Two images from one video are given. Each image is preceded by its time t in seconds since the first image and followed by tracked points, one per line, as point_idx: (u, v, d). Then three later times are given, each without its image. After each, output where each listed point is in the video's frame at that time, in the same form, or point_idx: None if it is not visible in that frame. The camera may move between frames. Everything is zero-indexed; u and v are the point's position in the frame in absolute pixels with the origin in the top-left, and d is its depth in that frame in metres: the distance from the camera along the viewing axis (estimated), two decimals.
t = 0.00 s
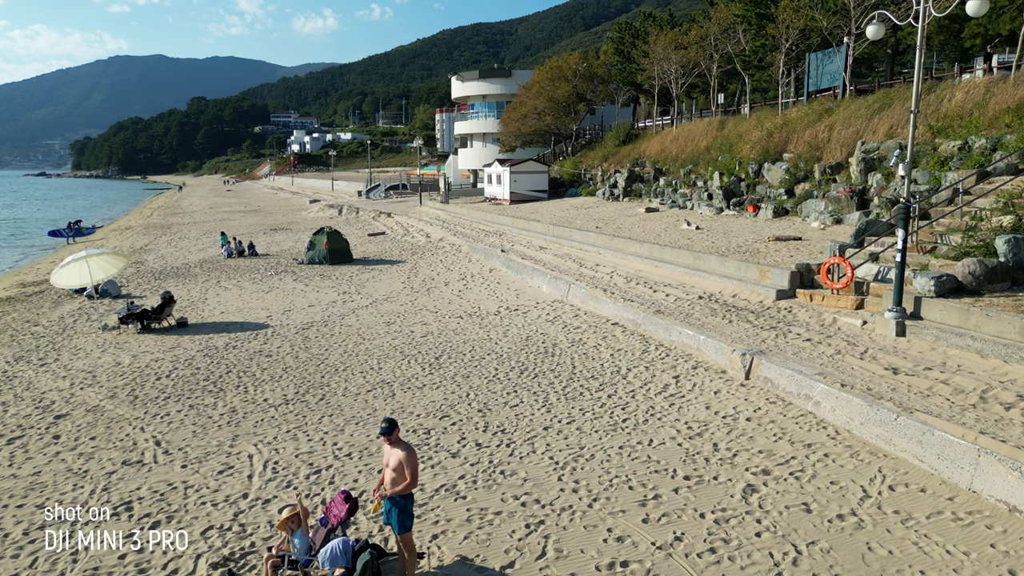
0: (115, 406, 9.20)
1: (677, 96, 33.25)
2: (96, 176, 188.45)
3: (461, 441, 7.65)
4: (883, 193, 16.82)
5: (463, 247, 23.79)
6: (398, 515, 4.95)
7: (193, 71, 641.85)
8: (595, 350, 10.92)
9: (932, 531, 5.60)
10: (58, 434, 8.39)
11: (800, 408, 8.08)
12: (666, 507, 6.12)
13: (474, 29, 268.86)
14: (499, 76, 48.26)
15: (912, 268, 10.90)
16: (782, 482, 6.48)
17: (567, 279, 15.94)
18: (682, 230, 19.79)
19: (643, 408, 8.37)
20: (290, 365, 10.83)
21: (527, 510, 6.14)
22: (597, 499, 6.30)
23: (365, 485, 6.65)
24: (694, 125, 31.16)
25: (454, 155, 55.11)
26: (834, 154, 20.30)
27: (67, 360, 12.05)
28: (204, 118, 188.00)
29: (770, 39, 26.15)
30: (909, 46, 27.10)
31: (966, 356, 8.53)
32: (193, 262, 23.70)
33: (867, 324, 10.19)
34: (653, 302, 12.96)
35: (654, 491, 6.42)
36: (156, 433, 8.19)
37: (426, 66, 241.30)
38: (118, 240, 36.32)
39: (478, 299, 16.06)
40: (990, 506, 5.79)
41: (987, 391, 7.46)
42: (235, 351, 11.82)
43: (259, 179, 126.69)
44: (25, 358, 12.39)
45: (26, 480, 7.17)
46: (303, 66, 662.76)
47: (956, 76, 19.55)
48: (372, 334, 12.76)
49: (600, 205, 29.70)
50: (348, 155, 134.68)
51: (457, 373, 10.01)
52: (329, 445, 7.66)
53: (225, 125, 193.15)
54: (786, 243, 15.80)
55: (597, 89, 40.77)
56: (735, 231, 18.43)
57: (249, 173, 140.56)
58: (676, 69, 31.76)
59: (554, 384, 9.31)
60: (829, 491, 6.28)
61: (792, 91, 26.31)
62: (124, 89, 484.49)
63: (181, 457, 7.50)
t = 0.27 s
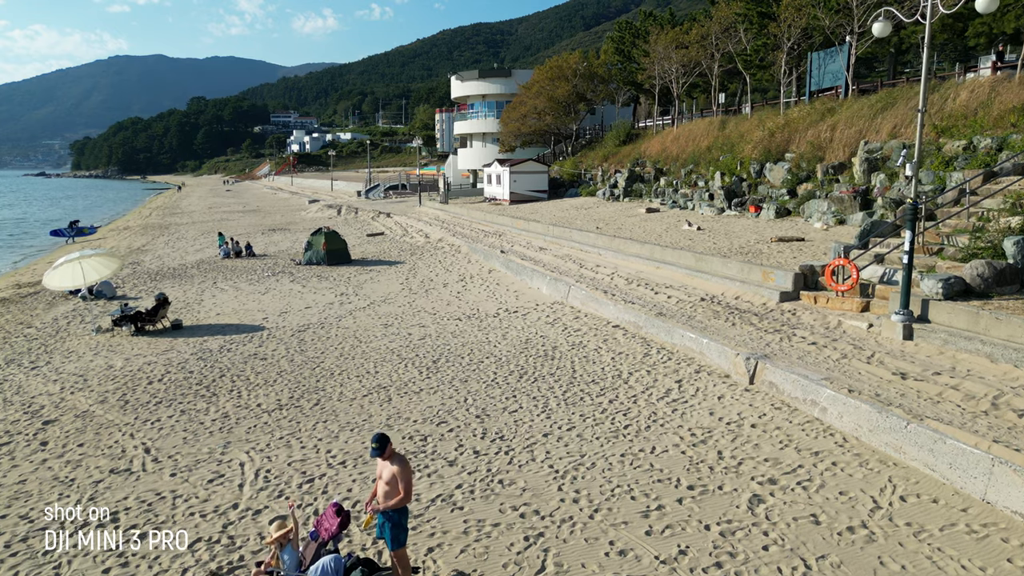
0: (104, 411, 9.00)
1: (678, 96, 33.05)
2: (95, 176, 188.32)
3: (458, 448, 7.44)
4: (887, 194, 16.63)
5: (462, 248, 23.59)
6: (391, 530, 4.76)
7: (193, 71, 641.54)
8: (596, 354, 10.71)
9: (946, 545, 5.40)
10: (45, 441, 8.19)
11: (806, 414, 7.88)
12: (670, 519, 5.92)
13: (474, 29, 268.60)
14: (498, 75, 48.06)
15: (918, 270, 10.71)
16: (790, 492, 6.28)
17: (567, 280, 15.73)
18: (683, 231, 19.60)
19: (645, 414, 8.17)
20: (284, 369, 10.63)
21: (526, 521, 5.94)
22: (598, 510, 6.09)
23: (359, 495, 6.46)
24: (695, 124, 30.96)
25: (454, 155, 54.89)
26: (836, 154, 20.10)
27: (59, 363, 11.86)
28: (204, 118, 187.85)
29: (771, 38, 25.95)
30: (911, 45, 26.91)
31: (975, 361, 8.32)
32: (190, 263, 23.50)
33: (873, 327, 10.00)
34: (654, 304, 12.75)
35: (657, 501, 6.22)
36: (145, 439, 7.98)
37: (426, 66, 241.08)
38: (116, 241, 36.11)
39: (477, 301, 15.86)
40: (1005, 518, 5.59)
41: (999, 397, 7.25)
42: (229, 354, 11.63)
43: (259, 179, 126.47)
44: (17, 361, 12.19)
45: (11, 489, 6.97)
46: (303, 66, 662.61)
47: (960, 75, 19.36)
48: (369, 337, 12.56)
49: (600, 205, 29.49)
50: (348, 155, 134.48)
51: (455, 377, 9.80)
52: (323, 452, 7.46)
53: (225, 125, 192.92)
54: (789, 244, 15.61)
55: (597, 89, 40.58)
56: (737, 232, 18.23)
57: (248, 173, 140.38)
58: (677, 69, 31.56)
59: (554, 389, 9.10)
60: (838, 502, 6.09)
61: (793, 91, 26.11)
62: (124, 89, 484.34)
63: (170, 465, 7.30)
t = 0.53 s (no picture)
0: (88, 421, 8.66)
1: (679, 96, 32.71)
2: (94, 176, 187.99)
3: (455, 462, 7.10)
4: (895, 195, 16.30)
5: (461, 249, 23.25)
6: (380, 559, 4.44)
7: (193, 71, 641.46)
8: (598, 360, 10.37)
9: (974, 571, 5.06)
10: (24, 453, 7.85)
11: (819, 426, 7.54)
12: (679, 541, 5.58)
13: (474, 29, 268.34)
14: (498, 75, 47.72)
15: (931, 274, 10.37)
16: (805, 512, 5.94)
17: (568, 283, 15.39)
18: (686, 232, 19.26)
19: (650, 426, 7.83)
20: (276, 376, 10.28)
21: (526, 544, 5.61)
22: (602, 531, 5.76)
23: (349, 514, 6.12)
24: (697, 124, 30.61)
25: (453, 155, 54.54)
26: (842, 154, 19.76)
27: (45, 369, 11.52)
28: (203, 118, 187.55)
29: (774, 37, 25.62)
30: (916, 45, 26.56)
31: (994, 370, 7.98)
32: (185, 265, 23.17)
33: (884, 333, 9.66)
34: (657, 308, 12.41)
35: (664, 522, 5.88)
36: (128, 452, 7.65)
37: (426, 66, 240.79)
38: (112, 241, 35.76)
39: (476, 304, 15.52)
40: None
41: (1022, 409, 6.91)
42: (220, 360, 11.29)
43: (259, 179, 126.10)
44: (2, 367, 11.86)
45: None
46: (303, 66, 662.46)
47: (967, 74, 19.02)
48: (365, 342, 12.23)
49: (601, 206, 29.14)
50: (348, 155, 134.15)
51: (453, 386, 9.45)
52: (313, 467, 7.12)
53: (224, 125, 192.59)
54: (795, 247, 15.27)
55: (598, 88, 40.26)
56: (741, 233, 17.90)
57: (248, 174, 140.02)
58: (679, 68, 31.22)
59: (555, 399, 8.76)
60: (856, 523, 5.75)
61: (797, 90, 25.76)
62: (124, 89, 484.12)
63: (153, 480, 6.96)
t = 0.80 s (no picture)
0: (63, 436, 8.20)
1: (682, 95, 32.27)
2: (94, 176, 187.54)
3: (450, 484, 6.64)
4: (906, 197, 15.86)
5: (460, 251, 22.78)
6: None
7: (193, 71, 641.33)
8: (602, 370, 9.91)
9: None
10: None
11: (839, 444, 7.07)
12: None
13: (474, 29, 267.89)
14: (498, 75, 47.28)
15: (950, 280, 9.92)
16: (829, 542, 5.48)
17: (570, 287, 14.93)
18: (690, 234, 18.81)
19: (658, 443, 7.36)
20: (264, 386, 9.81)
21: None
22: (609, 564, 5.30)
23: (334, 543, 5.66)
24: (700, 124, 30.16)
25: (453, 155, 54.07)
26: (849, 154, 19.31)
27: (25, 378, 11.05)
28: (202, 118, 187.10)
29: (779, 34, 25.16)
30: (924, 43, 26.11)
31: None
32: (179, 267, 22.71)
33: (903, 342, 9.20)
34: (663, 314, 11.95)
35: (677, 553, 5.41)
36: (103, 472, 7.19)
37: (426, 67, 240.35)
38: (107, 243, 35.26)
39: (474, 309, 15.07)
40: None
41: None
42: (207, 368, 10.84)
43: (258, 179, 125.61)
44: None
45: None
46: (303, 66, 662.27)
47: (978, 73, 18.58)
48: (359, 349, 11.77)
49: (602, 207, 28.70)
50: (348, 155, 133.68)
51: (449, 397, 8.99)
52: (298, 488, 6.65)
53: (224, 125, 192.13)
54: (804, 249, 14.80)
55: (599, 88, 39.85)
56: (747, 236, 17.44)
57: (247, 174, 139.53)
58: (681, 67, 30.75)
59: (557, 412, 8.30)
60: (886, 555, 5.29)
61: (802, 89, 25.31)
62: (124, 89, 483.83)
63: (126, 504, 6.51)
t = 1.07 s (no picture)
0: (29, 457, 7.62)
1: (685, 94, 31.69)
2: (92, 176, 186.93)
3: (444, 514, 6.07)
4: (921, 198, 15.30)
5: (459, 253, 22.20)
6: None
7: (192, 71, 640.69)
8: (607, 383, 9.33)
9: None
10: None
11: (868, 469, 6.49)
12: None
13: (474, 29, 267.26)
14: (498, 74, 46.72)
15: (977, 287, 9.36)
16: None
17: (572, 292, 14.36)
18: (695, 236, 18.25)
19: (671, 467, 6.78)
20: (248, 400, 9.23)
21: None
22: None
23: None
24: (704, 123, 29.59)
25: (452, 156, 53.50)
26: (860, 154, 18.75)
27: None
28: (201, 118, 186.49)
29: (786, 32, 24.60)
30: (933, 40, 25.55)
31: None
32: (170, 270, 22.12)
33: (928, 354, 8.63)
34: (670, 322, 11.36)
35: None
36: (67, 499, 6.61)
37: (426, 67, 239.91)
38: (100, 244, 34.67)
39: (473, 315, 14.49)
40: None
41: None
42: (190, 380, 10.26)
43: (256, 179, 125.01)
44: None
45: None
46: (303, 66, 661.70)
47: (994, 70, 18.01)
48: (351, 359, 11.19)
49: (604, 208, 28.12)
50: (347, 155, 133.07)
51: (445, 413, 8.40)
52: (278, 519, 6.07)
53: (223, 125, 191.52)
54: (815, 253, 14.22)
55: (600, 87, 39.40)
56: (754, 238, 16.86)
57: (246, 174, 138.93)
58: (684, 65, 30.18)
59: (560, 431, 7.72)
60: None
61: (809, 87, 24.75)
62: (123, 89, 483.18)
63: (89, 537, 5.93)
